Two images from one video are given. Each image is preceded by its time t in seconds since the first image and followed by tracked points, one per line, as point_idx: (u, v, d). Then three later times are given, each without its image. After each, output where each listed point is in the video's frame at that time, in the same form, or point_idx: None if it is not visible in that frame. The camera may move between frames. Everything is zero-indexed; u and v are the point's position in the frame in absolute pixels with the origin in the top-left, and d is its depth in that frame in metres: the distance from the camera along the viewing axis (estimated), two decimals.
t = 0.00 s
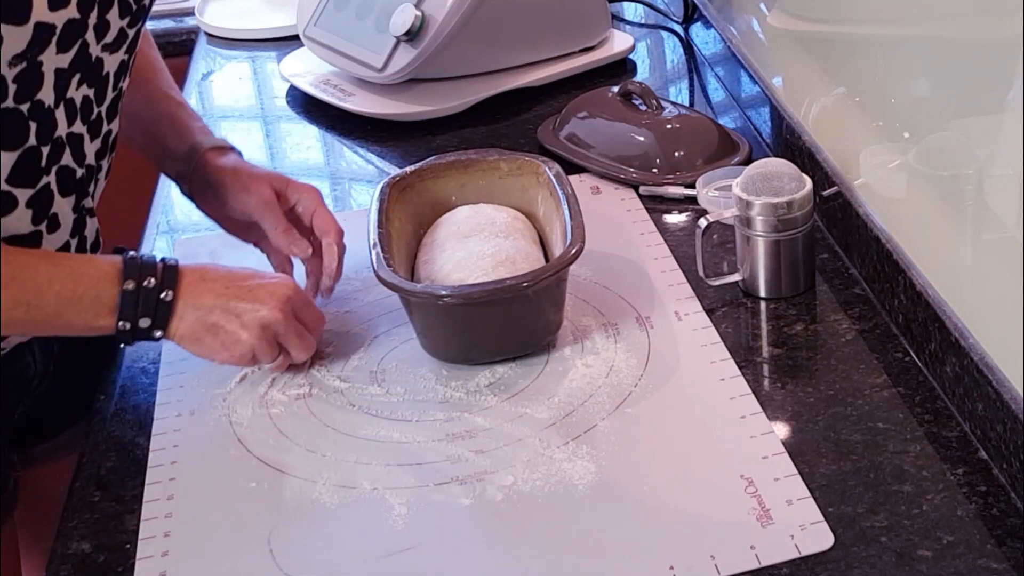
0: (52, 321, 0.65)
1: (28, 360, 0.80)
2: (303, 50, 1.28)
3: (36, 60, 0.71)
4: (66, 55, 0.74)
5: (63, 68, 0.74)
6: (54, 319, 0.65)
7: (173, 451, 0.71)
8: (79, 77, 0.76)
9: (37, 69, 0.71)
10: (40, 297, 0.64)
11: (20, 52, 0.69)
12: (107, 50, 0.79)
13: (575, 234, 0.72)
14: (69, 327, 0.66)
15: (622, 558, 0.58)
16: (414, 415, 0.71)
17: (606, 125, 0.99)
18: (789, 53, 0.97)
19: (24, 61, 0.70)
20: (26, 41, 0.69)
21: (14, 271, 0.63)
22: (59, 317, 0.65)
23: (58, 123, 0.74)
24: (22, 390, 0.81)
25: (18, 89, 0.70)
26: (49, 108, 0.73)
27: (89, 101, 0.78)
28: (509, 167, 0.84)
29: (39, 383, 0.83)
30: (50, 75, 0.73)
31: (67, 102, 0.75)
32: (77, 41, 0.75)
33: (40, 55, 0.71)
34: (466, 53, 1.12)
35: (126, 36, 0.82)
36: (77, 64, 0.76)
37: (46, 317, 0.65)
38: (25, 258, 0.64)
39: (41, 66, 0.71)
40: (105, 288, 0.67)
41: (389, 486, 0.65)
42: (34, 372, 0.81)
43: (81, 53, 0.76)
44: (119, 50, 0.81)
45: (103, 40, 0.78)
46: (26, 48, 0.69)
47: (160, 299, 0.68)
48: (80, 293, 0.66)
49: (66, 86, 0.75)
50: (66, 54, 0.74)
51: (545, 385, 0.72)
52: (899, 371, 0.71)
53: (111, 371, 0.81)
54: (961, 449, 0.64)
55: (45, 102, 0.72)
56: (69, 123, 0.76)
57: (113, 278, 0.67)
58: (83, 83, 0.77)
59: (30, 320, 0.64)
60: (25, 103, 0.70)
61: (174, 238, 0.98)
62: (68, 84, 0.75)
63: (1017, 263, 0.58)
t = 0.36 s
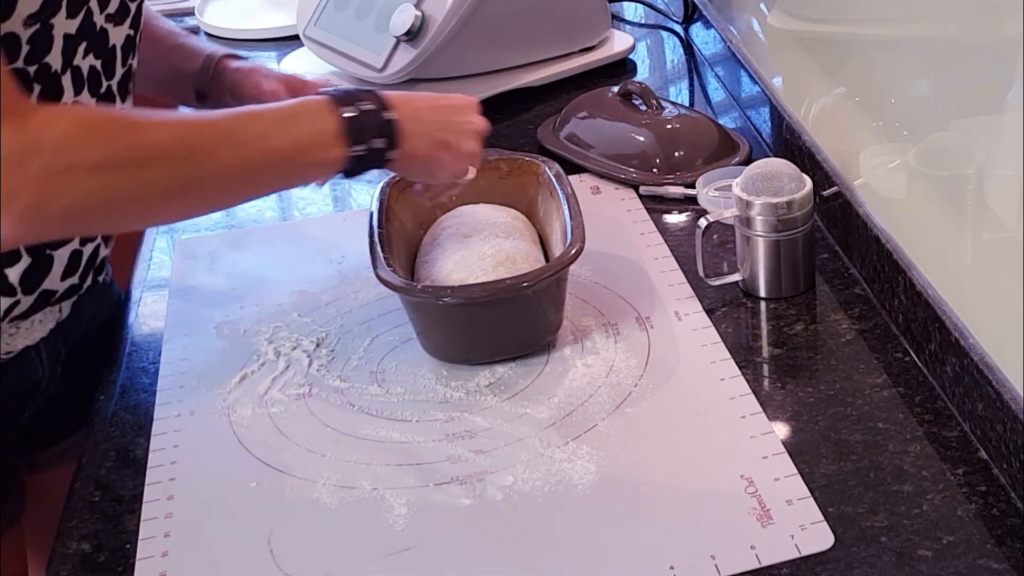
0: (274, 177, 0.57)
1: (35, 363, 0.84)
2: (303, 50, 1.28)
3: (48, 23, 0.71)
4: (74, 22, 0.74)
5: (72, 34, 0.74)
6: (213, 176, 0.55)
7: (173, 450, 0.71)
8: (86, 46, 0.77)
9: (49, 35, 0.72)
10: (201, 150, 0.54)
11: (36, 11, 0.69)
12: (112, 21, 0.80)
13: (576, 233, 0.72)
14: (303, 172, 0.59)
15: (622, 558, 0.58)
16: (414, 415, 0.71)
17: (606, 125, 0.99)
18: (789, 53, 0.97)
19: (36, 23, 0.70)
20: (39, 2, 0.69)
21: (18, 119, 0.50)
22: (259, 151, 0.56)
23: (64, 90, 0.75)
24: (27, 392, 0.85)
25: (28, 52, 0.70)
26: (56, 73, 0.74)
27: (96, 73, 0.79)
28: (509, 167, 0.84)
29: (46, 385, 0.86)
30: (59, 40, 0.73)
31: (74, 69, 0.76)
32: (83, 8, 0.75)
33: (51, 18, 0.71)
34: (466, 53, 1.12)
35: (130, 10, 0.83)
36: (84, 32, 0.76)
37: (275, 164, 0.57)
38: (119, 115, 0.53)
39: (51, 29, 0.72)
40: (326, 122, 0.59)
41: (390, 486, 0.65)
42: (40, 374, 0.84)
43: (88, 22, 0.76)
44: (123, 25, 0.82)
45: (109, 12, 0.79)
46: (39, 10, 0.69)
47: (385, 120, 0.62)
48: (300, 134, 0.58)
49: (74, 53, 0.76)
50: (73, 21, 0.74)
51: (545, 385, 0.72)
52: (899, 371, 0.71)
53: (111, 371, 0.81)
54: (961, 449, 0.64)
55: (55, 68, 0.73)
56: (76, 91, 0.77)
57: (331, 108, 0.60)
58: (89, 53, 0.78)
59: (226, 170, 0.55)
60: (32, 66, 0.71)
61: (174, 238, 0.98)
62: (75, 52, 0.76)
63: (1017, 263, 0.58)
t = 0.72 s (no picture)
0: (293, 195, 0.57)
1: (48, 358, 0.84)
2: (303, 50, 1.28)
3: (56, 14, 0.72)
4: (80, 14, 0.75)
5: (80, 26, 0.76)
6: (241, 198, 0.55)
7: (173, 450, 0.71)
8: (94, 38, 0.78)
9: (57, 25, 0.73)
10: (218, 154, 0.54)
11: (43, 4, 0.70)
12: (116, 14, 0.81)
13: (576, 233, 0.72)
14: (325, 190, 0.58)
15: (621, 558, 0.58)
16: (413, 415, 0.71)
17: (606, 125, 0.99)
18: (789, 53, 0.97)
19: (45, 15, 0.71)
20: None
21: (15, 107, 0.50)
22: (280, 168, 0.56)
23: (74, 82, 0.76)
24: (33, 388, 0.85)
25: (37, 43, 0.71)
26: (66, 65, 0.75)
27: (103, 64, 0.80)
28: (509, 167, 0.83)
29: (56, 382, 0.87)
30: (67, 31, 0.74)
31: (83, 62, 0.77)
32: None
33: (59, 10, 0.72)
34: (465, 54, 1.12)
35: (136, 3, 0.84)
36: (92, 23, 0.77)
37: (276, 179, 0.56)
38: (131, 121, 0.53)
39: (61, 23, 0.73)
40: (350, 144, 0.59)
41: (390, 486, 0.65)
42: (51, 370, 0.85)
43: (95, 14, 0.77)
44: (127, 17, 0.82)
45: (114, 4, 0.79)
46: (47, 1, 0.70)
47: (409, 143, 0.61)
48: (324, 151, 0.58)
49: (82, 46, 0.76)
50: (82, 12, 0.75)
51: (545, 385, 0.72)
52: (899, 371, 0.71)
53: (112, 370, 0.81)
54: (961, 449, 0.64)
55: (63, 59, 0.74)
56: (85, 83, 0.78)
57: (353, 130, 0.60)
58: (97, 45, 0.78)
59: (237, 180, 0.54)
60: (43, 58, 0.72)
61: (174, 238, 0.98)
62: (83, 45, 0.77)
63: (1016, 263, 0.58)
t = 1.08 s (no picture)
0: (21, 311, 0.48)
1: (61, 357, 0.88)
2: (303, 50, 1.28)
3: (63, 26, 0.73)
4: (91, 24, 0.77)
5: (90, 37, 0.77)
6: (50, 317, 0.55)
7: (173, 451, 0.71)
8: (106, 47, 0.79)
9: (65, 36, 0.74)
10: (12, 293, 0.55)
11: (47, 16, 0.71)
12: (131, 22, 0.82)
13: (576, 233, 0.72)
14: (41, 313, 0.50)
15: (621, 559, 0.58)
16: (413, 415, 0.71)
17: (606, 125, 0.99)
18: (789, 53, 0.97)
19: (50, 27, 0.72)
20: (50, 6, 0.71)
21: None
22: (49, 287, 0.50)
23: (86, 92, 0.77)
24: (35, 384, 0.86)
25: (47, 55, 0.72)
26: (77, 76, 0.76)
27: (116, 72, 0.81)
28: (509, 166, 0.83)
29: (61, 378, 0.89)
30: (77, 43, 0.75)
31: (95, 71, 0.78)
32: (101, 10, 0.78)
33: (67, 21, 0.74)
34: (465, 53, 1.12)
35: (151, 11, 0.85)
36: (104, 33, 0.79)
37: None
38: None
39: (68, 33, 0.74)
40: (81, 266, 0.54)
41: (390, 486, 0.65)
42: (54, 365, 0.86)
43: (108, 23, 0.79)
44: (143, 24, 0.85)
45: (128, 12, 0.82)
46: (51, 14, 0.71)
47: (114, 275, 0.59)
48: (65, 276, 0.52)
49: (93, 56, 0.78)
50: (92, 22, 0.77)
51: (545, 385, 0.72)
52: (899, 371, 0.71)
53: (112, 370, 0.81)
54: (961, 449, 0.64)
55: (74, 70, 0.75)
56: (98, 93, 0.79)
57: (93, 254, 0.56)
58: (110, 54, 0.80)
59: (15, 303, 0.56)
60: (53, 69, 0.73)
61: (174, 238, 0.98)
62: (94, 54, 0.78)
63: (1016, 263, 0.59)
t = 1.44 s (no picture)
0: None
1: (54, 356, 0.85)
2: (303, 50, 1.28)
3: (38, 39, 0.72)
4: (70, 35, 0.75)
5: (68, 48, 0.75)
6: None
7: (173, 451, 0.71)
8: (86, 57, 0.78)
9: (40, 49, 0.72)
10: None
11: (21, 29, 0.70)
12: (115, 32, 0.81)
13: (576, 234, 0.72)
14: None
15: (620, 559, 0.58)
16: (413, 415, 0.71)
17: (605, 125, 0.99)
18: (789, 54, 0.97)
19: (25, 40, 0.71)
20: (26, 17, 0.70)
21: None
22: None
23: (65, 103, 0.76)
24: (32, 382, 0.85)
25: (21, 68, 0.71)
26: (54, 88, 0.74)
27: (97, 81, 0.80)
28: (509, 166, 0.83)
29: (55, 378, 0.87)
30: (54, 54, 0.74)
31: (74, 82, 0.77)
32: (81, 20, 0.76)
33: (43, 32, 0.72)
34: (465, 53, 1.12)
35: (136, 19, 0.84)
36: (84, 43, 0.77)
37: None
38: None
39: (45, 46, 0.73)
40: None
41: (389, 486, 0.65)
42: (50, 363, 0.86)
43: (88, 32, 0.77)
44: (130, 33, 0.83)
45: (111, 22, 0.80)
46: (26, 27, 0.70)
47: (76, 334, 0.68)
48: None
49: (72, 66, 0.76)
50: (70, 34, 0.75)
51: (545, 384, 0.72)
52: (899, 371, 0.71)
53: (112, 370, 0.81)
54: (961, 449, 0.64)
55: (51, 82, 0.74)
56: (77, 104, 0.77)
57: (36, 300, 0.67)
58: (91, 64, 0.78)
59: None
60: (27, 83, 0.72)
61: (174, 238, 0.98)
62: (74, 64, 0.76)
63: (1016, 264, 0.58)
